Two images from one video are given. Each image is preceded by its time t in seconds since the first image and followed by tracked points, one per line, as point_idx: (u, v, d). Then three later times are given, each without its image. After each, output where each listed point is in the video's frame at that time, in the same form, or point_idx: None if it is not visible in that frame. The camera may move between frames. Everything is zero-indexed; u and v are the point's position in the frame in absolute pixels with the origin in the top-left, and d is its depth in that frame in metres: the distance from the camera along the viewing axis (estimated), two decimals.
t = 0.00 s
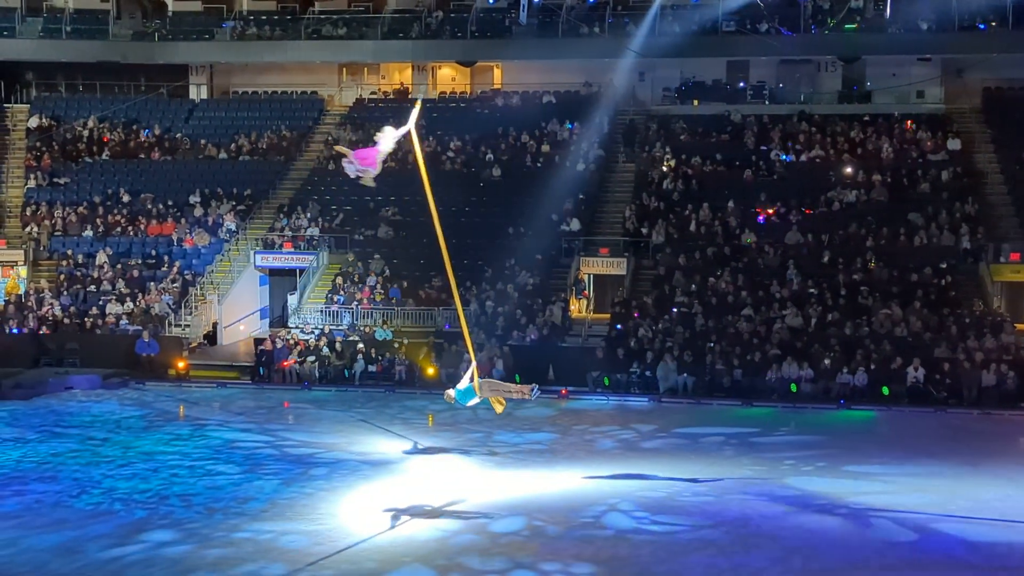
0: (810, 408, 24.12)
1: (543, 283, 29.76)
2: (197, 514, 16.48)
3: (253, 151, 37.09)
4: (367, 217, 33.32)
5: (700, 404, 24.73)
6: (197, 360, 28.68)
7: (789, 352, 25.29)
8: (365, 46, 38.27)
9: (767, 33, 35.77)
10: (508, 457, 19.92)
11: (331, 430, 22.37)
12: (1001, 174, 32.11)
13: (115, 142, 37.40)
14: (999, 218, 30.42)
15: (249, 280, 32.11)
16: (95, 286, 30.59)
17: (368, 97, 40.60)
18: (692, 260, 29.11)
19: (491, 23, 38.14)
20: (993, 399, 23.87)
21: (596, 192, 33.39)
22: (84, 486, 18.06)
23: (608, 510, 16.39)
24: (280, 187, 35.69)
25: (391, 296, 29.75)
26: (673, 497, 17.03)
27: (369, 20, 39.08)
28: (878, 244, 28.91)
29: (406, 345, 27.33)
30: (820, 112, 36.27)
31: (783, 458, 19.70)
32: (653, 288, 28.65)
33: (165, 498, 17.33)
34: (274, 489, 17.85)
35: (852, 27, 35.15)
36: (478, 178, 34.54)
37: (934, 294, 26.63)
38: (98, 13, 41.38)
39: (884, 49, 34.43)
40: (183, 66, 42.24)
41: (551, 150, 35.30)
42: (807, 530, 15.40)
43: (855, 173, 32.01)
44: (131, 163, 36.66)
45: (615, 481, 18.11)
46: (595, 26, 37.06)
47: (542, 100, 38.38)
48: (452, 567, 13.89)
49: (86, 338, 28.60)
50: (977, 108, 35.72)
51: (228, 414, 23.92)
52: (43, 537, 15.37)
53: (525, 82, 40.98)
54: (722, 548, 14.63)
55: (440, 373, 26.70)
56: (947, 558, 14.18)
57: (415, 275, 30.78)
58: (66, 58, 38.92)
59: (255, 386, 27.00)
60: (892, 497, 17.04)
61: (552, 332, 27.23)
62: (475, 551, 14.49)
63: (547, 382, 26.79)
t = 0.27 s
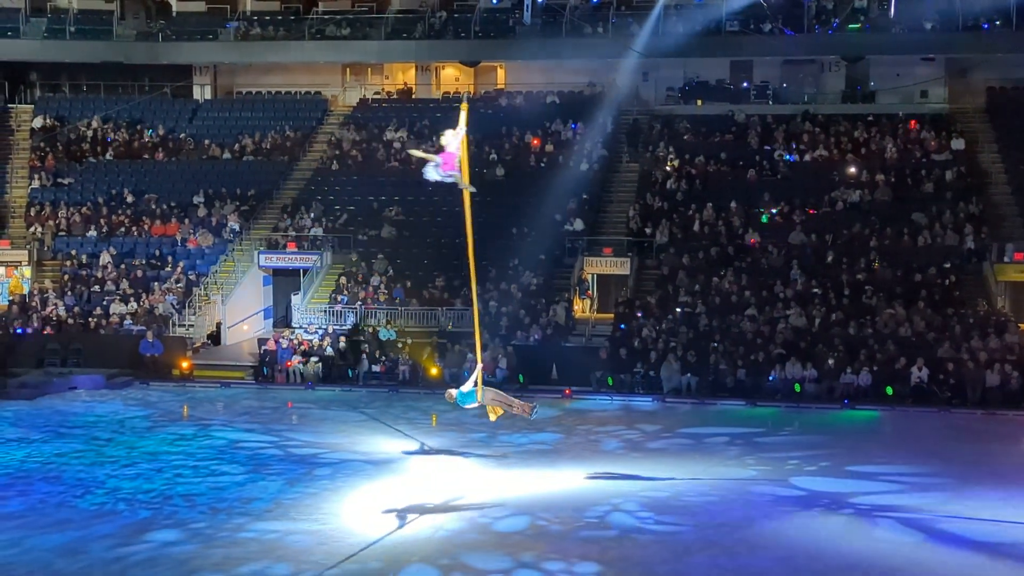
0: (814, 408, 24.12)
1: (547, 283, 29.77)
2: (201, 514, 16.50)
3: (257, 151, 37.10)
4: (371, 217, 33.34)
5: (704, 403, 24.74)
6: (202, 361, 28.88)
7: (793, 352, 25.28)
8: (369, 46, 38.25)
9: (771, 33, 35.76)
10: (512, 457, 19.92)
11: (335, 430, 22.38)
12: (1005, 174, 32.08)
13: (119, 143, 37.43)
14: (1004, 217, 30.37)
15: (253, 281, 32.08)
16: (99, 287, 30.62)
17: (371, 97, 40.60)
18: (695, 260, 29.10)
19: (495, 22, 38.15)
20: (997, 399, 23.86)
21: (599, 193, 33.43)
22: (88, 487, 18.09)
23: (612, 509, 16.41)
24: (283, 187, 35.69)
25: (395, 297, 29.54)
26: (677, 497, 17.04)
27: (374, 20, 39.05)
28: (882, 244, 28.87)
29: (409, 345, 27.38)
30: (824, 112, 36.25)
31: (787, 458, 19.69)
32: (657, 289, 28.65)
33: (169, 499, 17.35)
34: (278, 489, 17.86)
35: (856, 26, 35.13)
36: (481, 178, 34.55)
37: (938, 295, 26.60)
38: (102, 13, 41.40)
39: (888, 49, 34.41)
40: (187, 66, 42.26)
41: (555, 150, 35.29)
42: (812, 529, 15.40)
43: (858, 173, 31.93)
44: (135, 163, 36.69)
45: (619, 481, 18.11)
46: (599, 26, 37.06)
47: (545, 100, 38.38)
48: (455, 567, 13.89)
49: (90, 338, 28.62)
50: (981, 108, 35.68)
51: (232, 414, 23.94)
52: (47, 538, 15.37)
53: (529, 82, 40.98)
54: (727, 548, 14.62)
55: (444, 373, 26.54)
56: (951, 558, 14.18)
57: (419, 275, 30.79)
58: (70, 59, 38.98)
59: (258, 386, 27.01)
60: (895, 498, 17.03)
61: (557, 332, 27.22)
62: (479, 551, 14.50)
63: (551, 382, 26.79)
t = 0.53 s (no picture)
0: (817, 409, 24.12)
1: (550, 284, 29.79)
2: (204, 515, 16.51)
3: (260, 153, 37.14)
4: (374, 218, 33.38)
5: (707, 404, 24.74)
6: (205, 362, 28.88)
7: (795, 353, 25.30)
8: (372, 48, 38.32)
9: (773, 34, 35.79)
10: (515, 458, 19.95)
11: (338, 431, 22.41)
12: (1007, 175, 32.12)
13: (122, 144, 37.45)
14: (1006, 219, 30.39)
15: (256, 282, 32.30)
16: (102, 288, 30.65)
17: (374, 99, 40.64)
18: (698, 261, 29.13)
19: (498, 24, 38.19)
20: (1000, 400, 23.86)
21: (602, 194, 33.54)
22: (91, 488, 18.10)
23: (615, 510, 16.43)
24: (286, 189, 35.71)
25: (397, 298, 29.62)
26: (681, 498, 17.05)
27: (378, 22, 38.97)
28: (885, 245, 28.88)
29: (412, 347, 27.49)
30: (827, 114, 36.27)
31: (791, 460, 19.71)
32: (660, 290, 28.67)
33: (173, 500, 17.38)
34: (281, 490, 17.88)
35: (859, 28, 35.16)
36: (484, 179, 34.57)
37: (941, 296, 26.61)
38: (105, 15, 41.44)
39: (891, 50, 34.44)
40: (190, 68, 42.26)
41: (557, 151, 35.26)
42: (815, 530, 15.42)
43: (861, 174, 32.00)
44: (138, 165, 36.71)
45: (623, 483, 18.13)
46: (601, 27, 37.00)
47: (548, 102, 38.41)
48: (459, 568, 13.91)
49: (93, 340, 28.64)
50: (983, 109, 35.69)
51: (235, 415, 23.97)
52: (51, 539, 15.40)
53: (531, 84, 41.01)
54: (730, 549, 14.64)
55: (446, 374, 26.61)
56: (954, 559, 14.20)
57: (422, 277, 30.81)
58: (73, 60, 39.00)
59: (262, 388, 27.02)
60: (897, 499, 17.05)
61: (560, 333, 27.27)
62: (482, 552, 14.52)
63: (553, 384, 26.68)
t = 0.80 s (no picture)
0: (820, 410, 24.11)
1: (551, 286, 29.80)
2: (206, 518, 16.52)
3: (262, 155, 37.18)
4: (376, 220, 33.40)
5: (709, 406, 24.73)
6: (207, 364, 28.92)
7: (797, 355, 25.29)
8: (374, 50, 38.36)
9: (775, 36, 35.81)
10: (517, 462, 19.94)
11: (341, 434, 22.42)
12: (1010, 177, 32.09)
13: (124, 146, 37.47)
14: (1009, 220, 30.37)
15: (257, 284, 32.30)
16: (104, 290, 30.66)
17: (376, 101, 40.66)
18: (700, 263, 29.12)
19: (500, 26, 38.17)
20: (1002, 402, 23.84)
21: (604, 196, 33.58)
22: (93, 490, 18.11)
23: (617, 513, 16.43)
24: (289, 191, 35.71)
25: (398, 299, 29.67)
26: (682, 501, 17.06)
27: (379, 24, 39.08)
28: (887, 246, 28.87)
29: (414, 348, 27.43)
30: (829, 115, 36.26)
31: (793, 462, 19.70)
32: (661, 292, 28.65)
33: (174, 502, 17.38)
34: (283, 493, 17.89)
35: (860, 29, 35.21)
36: (486, 181, 34.57)
37: (943, 298, 26.59)
38: (107, 17, 41.49)
39: (893, 52, 34.45)
40: (192, 69, 42.27)
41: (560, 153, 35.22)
42: (818, 532, 15.41)
43: (864, 176, 32.26)
44: (139, 167, 36.74)
45: (625, 485, 18.13)
46: (603, 29, 37.03)
47: (550, 104, 38.42)
48: (462, 570, 13.92)
49: (95, 342, 28.65)
50: (985, 111, 35.66)
51: (237, 418, 23.96)
52: (53, 541, 15.41)
53: (533, 86, 41.02)
54: (732, 551, 14.64)
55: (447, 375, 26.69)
56: (957, 561, 14.20)
57: (424, 279, 30.81)
58: (76, 63, 39.05)
59: (264, 390, 26.99)
60: (899, 501, 17.04)
61: (562, 336, 27.33)
62: (484, 554, 14.52)
63: (555, 387, 26.68)
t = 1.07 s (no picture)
0: (821, 412, 24.11)
1: (553, 288, 29.88)
2: (209, 518, 16.54)
3: (263, 156, 37.20)
4: (378, 221, 33.41)
5: (710, 407, 24.73)
6: (208, 366, 28.91)
7: (799, 356, 25.28)
8: (376, 51, 38.37)
9: (777, 37, 35.82)
10: (520, 463, 19.95)
11: (343, 435, 22.42)
12: (1011, 178, 32.08)
13: (126, 147, 37.48)
14: (1011, 221, 30.35)
15: (259, 285, 32.31)
16: (106, 291, 30.67)
17: (377, 102, 40.66)
18: (701, 264, 29.12)
19: (501, 27, 38.20)
20: (1004, 403, 23.85)
21: (605, 197, 33.63)
22: (95, 491, 18.12)
23: (619, 515, 16.43)
24: (290, 193, 35.70)
25: (401, 300, 29.66)
26: (685, 503, 17.06)
27: (380, 25, 39.53)
28: (889, 247, 28.87)
29: (416, 349, 27.36)
30: (830, 116, 36.25)
31: (795, 464, 19.71)
32: (663, 293, 28.66)
33: (176, 503, 17.37)
34: (285, 494, 17.91)
35: (861, 30, 35.24)
36: (487, 183, 34.57)
37: (945, 299, 26.59)
38: (109, 18, 41.54)
39: (895, 53, 34.46)
40: (193, 70, 42.27)
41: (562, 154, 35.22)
42: (820, 534, 15.41)
43: (865, 176, 32.18)
44: (141, 168, 36.75)
45: (627, 487, 18.13)
46: (605, 30, 37.08)
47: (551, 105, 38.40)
48: (465, 570, 13.95)
49: (97, 343, 28.65)
50: (987, 111, 35.63)
51: (239, 418, 23.98)
52: (56, 542, 15.41)
53: (534, 87, 41.02)
54: (734, 553, 14.63)
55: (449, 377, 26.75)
56: (959, 562, 14.19)
57: (425, 280, 30.82)
58: (78, 64, 39.08)
59: (265, 390, 26.99)
60: (901, 502, 17.04)
61: (563, 337, 27.37)
62: (488, 556, 14.53)
63: (556, 387, 26.75)
